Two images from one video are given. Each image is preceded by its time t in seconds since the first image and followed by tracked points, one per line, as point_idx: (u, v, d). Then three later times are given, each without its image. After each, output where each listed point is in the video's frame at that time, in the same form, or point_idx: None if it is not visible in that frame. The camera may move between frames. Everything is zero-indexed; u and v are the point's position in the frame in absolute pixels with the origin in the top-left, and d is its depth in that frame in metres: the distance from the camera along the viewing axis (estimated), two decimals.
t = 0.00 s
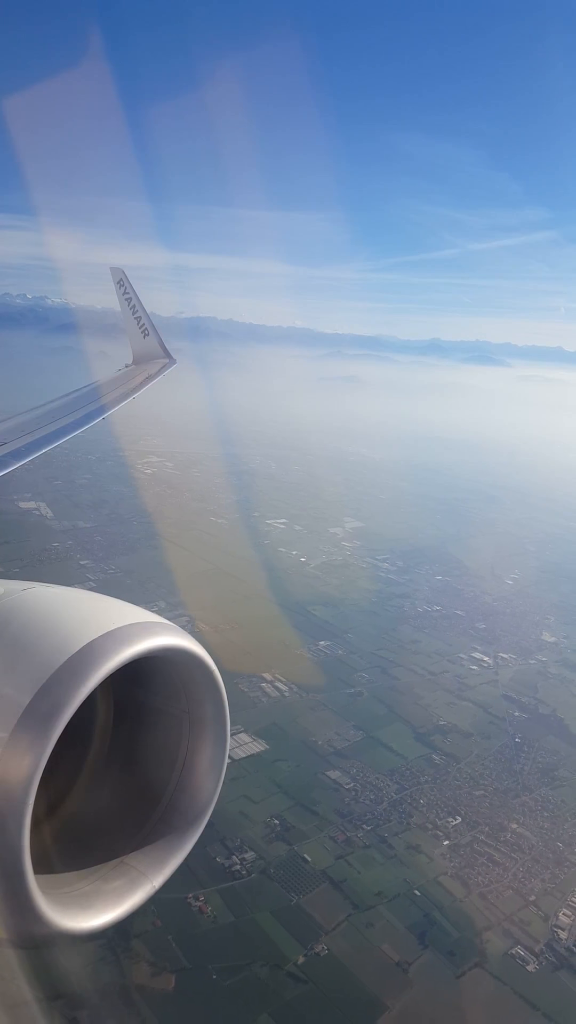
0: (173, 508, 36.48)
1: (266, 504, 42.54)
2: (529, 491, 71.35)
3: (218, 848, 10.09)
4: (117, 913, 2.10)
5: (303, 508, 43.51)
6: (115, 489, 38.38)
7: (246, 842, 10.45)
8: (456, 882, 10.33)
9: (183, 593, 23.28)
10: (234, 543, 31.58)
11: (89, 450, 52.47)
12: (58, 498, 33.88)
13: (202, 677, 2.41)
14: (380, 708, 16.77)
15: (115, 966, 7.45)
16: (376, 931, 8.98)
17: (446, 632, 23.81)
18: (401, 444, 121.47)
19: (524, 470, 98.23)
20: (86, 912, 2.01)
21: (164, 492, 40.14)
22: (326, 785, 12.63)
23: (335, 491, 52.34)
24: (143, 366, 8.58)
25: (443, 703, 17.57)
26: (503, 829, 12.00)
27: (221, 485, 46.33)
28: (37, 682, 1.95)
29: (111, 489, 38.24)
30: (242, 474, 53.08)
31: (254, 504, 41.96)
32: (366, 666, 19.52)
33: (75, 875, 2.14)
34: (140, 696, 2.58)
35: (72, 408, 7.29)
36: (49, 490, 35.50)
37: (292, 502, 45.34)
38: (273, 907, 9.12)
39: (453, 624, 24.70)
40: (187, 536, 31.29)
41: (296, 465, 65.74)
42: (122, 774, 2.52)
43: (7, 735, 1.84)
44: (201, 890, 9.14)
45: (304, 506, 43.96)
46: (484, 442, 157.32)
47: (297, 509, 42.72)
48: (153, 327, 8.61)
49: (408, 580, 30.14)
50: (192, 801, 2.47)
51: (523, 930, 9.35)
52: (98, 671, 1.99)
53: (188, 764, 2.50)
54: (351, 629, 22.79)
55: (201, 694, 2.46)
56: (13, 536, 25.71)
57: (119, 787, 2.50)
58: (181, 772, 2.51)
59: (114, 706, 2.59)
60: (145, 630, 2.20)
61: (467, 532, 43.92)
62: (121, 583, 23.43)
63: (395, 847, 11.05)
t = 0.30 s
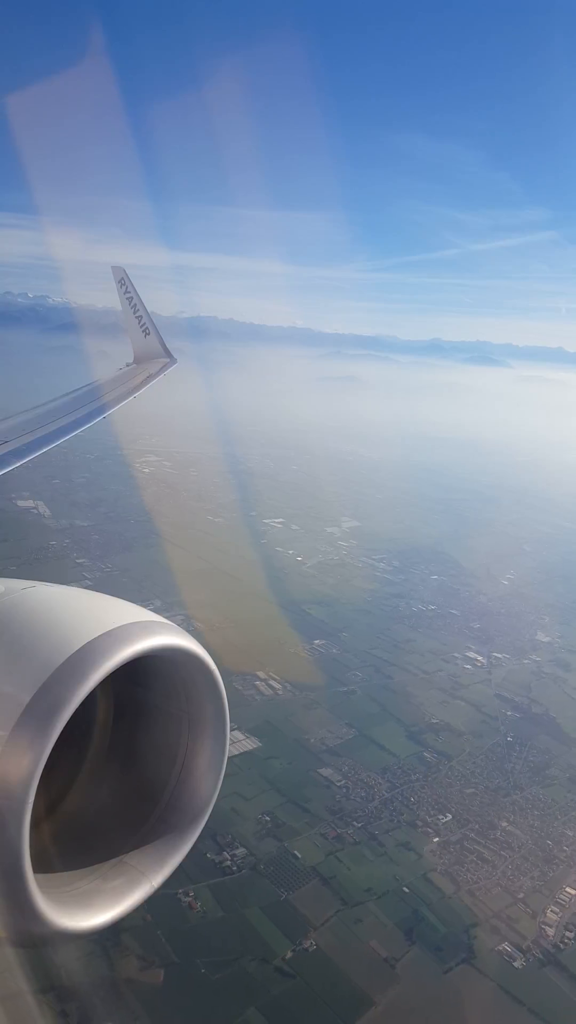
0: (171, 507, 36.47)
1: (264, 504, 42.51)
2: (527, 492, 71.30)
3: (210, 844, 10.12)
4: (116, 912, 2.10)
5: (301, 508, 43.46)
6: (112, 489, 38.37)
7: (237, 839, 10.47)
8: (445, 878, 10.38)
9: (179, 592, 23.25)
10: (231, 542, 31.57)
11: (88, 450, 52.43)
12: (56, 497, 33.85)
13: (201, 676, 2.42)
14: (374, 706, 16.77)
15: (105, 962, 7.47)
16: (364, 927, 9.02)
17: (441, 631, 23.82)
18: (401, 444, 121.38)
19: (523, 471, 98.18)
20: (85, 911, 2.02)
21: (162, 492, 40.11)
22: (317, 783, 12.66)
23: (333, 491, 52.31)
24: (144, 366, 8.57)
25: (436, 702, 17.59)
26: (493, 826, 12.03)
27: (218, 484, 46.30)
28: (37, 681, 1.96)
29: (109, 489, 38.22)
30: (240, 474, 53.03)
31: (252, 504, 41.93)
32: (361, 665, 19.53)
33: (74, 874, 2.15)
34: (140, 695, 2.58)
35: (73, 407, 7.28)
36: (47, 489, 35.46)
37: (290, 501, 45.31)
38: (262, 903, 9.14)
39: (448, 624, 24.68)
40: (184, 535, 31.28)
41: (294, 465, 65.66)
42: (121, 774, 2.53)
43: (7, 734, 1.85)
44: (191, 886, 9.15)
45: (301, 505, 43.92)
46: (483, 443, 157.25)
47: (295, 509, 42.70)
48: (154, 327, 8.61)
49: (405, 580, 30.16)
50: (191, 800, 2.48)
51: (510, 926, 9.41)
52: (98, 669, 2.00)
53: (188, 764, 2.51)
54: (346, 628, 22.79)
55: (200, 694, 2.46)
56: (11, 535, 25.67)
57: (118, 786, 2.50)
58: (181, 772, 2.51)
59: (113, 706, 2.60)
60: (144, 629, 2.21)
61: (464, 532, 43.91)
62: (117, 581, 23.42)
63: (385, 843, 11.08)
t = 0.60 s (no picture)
0: (164, 507, 36.43)
1: (257, 504, 42.50)
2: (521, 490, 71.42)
3: (199, 841, 10.15)
4: (113, 914, 2.11)
5: (294, 507, 43.46)
6: (105, 489, 38.30)
7: (227, 836, 10.51)
8: (432, 873, 10.47)
9: (172, 592, 23.25)
10: (223, 541, 31.57)
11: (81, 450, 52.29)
12: (49, 498, 33.76)
13: (198, 677, 2.42)
14: (364, 704, 16.81)
15: (94, 957, 7.48)
16: (352, 921, 9.09)
17: (432, 629, 23.86)
18: (396, 443, 121.43)
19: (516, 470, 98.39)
20: (82, 914, 2.02)
21: (156, 492, 40.07)
22: (307, 780, 12.69)
23: (326, 491, 52.31)
24: (140, 366, 8.58)
25: (426, 699, 17.64)
26: (481, 821, 12.09)
27: (211, 484, 46.25)
28: (34, 682, 1.97)
29: (102, 489, 38.16)
30: (233, 474, 52.98)
31: (245, 504, 41.90)
32: (352, 664, 19.56)
33: (71, 876, 2.15)
34: (137, 697, 2.59)
35: (69, 408, 7.28)
36: (40, 490, 35.39)
37: (283, 501, 45.29)
38: (251, 899, 9.19)
39: (440, 622, 24.74)
40: (176, 535, 31.25)
41: (288, 465, 65.64)
42: (118, 775, 2.54)
43: (3, 736, 1.85)
44: (180, 883, 9.18)
45: (294, 505, 43.92)
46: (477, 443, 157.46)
47: (288, 508, 42.69)
48: (149, 327, 8.62)
49: (397, 579, 30.21)
50: (189, 801, 2.48)
51: (496, 920, 9.50)
52: (94, 671, 2.00)
53: (185, 765, 2.51)
54: (338, 627, 22.83)
55: (197, 694, 2.47)
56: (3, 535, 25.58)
57: (116, 787, 2.51)
58: (178, 773, 2.52)
59: (110, 707, 2.61)
60: (141, 630, 2.21)
61: (456, 531, 43.95)
62: (109, 582, 23.38)
63: (374, 838, 11.14)
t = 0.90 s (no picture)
0: (157, 506, 36.38)
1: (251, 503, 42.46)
2: (514, 490, 71.53)
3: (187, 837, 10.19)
4: (110, 913, 2.12)
5: (288, 507, 43.40)
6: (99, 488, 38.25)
7: (215, 833, 10.56)
8: (419, 869, 10.57)
9: (164, 591, 23.23)
10: (216, 541, 31.57)
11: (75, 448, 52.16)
12: (43, 497, 33.68)
13: (195, 676, 2.42)
14: (354, 702, 16.84)
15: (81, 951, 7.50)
16: (338, 916, 9.17)
17: (424, 628, 23.89)
18: (391, 444, 121.42)
19: (510, 471, 98.48)
20: (79, 912, 2.03)
21: (150, 491, 40.01)
22: (296, 776, 12.72)
23: (321, 490, 52.25)
24: (136, 366, 8.57)
25: (416, 697, 17.69)
26: (468, 817, 12.13)
27: (206, 484, 46.19)
28: (31, 681, 1.97)
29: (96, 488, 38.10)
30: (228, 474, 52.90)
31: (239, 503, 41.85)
32: (343, 662, 19.58)
33: (68, 876, 2.15)
34: (134, 696, 2.59)
35: (65, 408, 7.27)
36: (33, 489, 35.28)
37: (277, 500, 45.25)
38: (238, 894, 9.24)
39: (430, 621, 24.77)
40: (169, 534, 31.22)
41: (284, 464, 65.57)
42: (115, 775, 2.54)
43: None
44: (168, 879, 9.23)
45: (288, 505, 43.87)
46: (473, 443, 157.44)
47: (282, 508, 42.65)
48: (146, 326, 8.62)
49: (389, 578, 30.21)
50: (185, 800, 2.49)
51: (481, 915, 9.59)
52: (90, 670, 2.01)
53: (182, 764, 2.52)
54: (329, 625, 22.84)
55: (194, 693, 2.47)
56: None
57: (112, 787, 2.52)
58: (175, 773, 2.52)
59: (106, 707, 2.61)
60: (137, 630, 2.22)
61: (449, 530, 43.93)
62: (101, 581, 23.36)
63: (361, 835, 11.20)
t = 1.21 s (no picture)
0: (153, 505, 36.36)
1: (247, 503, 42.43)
2: (510, 490, 71.48)
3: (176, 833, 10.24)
4: (108, 913, 2.12)
5: (284, 506, 43.34)
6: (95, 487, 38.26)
7: (204, 828, 10.60)
8: (407, 865, 10.62)
9: (158, 589, 23.23)
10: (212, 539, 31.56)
11: (73, 447, 52.15)
12: (39, 495, 33.70)
13: (194, 676, 2.42)
14: (347, 699, 16.87)
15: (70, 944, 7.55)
16: (326, 911, 9.22)
17: (417, 627, 23.89)
18: (389, 443, 121.29)
19: (508, 470, 98.34)
20: (77, 912, 2.03)
21: (146, 490, 39.99)
22: (287, 772, 12.75)
23: (317, 490, 52.16)
24: (136, 365, 8.56)
25: (408, 695, 17.72)
26: (457, 813, 12.15)
27: (202, 482, 46.16)
28: (30, 680, 1.97)
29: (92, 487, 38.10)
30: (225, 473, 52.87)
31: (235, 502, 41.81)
32: (336, 661, 19.60)
33: (66, 875, 2.15)
34: (133, 695, 2.59)
35: (65, 407, 7.26)
36: (29, 487, 35.25)
37: (273, 499, 45.20)
38: (227, 888, 9.29)
39: (424, 620, 24.77)
40: (165, 533, 31.23)
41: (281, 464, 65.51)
42: (113, 774, 2.54)
43: None
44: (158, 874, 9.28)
45: (285, 504, 43.80)
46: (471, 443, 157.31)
47: (278, 506, 42.61)
48: (145, 325, 8.61)
49: (384, 577, 30.22)
50: (183, 800, 2.49)
51: (468, 909, 9.63)
52: (88, 670, 2.00)
53: (180, 765, 2.52)
54: (323, 624, 22.86)
55: (193, 693, 2.47)
56: None
57: (110, 786, 2.52)
58: (173, 773, 2.52)
59: (105, 706, 2.61)
60: (136, 630, 2.21)
61: (445, 529, 43.88)
62: (97, 579, 23.39)
63: (350, 832, 11.23)
